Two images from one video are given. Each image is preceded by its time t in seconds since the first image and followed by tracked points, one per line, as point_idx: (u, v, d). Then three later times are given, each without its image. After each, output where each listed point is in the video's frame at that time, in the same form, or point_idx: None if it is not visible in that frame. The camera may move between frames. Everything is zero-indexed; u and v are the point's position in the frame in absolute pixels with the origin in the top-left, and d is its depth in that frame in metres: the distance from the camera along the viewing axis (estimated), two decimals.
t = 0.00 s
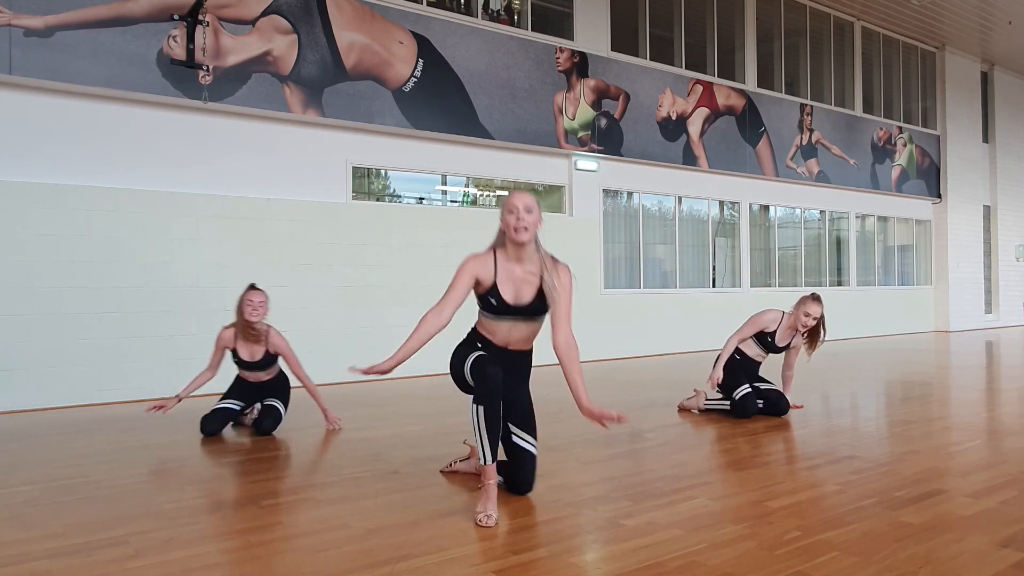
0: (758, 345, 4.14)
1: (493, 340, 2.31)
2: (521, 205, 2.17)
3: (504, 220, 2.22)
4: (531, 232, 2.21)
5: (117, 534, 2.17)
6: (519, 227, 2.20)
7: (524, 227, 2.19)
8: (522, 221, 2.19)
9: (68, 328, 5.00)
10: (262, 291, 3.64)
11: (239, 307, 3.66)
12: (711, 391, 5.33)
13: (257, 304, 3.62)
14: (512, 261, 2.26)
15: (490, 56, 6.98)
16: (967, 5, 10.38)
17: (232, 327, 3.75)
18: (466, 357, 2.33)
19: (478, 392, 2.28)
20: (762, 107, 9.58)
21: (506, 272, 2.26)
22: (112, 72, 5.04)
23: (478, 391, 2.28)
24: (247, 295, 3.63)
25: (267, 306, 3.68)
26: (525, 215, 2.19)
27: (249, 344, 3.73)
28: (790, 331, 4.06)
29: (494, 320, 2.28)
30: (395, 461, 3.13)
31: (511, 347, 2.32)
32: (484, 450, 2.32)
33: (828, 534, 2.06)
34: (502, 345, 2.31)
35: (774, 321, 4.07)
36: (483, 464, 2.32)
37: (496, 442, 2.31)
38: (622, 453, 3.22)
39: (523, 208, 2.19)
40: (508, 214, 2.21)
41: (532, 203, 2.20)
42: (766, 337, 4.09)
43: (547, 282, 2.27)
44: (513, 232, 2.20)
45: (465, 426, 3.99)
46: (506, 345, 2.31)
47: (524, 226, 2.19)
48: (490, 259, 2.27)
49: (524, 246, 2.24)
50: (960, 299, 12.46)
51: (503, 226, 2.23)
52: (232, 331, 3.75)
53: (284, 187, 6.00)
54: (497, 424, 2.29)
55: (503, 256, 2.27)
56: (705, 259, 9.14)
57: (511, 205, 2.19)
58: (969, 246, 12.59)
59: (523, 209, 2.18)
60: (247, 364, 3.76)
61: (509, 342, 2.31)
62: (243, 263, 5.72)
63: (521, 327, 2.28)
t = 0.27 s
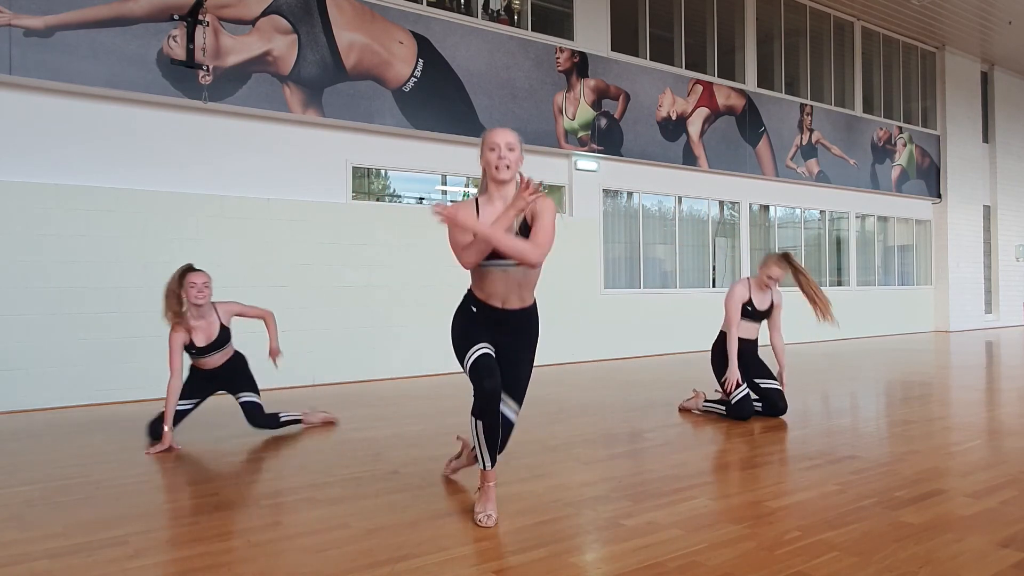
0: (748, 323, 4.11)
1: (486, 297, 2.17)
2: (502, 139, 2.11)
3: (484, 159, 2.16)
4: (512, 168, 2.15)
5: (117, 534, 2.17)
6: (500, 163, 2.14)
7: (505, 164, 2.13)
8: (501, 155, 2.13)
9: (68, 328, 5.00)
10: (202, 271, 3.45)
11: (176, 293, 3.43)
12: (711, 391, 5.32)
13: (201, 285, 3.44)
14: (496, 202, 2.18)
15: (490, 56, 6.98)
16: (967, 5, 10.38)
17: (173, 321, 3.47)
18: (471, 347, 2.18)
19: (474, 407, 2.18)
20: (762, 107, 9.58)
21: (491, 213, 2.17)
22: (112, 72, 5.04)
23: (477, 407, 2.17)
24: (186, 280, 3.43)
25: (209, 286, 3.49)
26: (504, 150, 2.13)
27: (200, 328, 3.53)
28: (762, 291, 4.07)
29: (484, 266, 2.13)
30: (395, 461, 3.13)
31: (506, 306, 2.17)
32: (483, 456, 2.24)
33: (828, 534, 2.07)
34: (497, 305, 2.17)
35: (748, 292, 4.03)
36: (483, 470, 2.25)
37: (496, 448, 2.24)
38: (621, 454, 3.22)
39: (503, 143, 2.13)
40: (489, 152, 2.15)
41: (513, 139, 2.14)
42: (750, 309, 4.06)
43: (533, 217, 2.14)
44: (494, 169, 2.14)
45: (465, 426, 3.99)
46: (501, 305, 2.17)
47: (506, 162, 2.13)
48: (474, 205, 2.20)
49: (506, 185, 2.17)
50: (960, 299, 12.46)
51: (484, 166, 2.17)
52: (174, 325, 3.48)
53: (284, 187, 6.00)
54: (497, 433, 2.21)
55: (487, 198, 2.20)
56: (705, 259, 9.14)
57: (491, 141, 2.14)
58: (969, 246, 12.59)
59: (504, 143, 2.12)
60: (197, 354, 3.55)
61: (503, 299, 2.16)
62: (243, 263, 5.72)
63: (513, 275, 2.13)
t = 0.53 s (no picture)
0: (744, 308, 4.15)
1: (482, 262, 2.12)
2: (503, 104, 2.12)
3: (485, 125, 2.16)
4: (514, 134, 2.16)
5: (117, 534, 2.17)
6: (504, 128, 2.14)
7: (506, 129, 2.14)
8: (504, 120, 2.13)
9: (68, 328, 5.00)
10: (192, 279, 3.36)
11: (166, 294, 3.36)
12: (711, 391, 5.32)
13: (190, 291, 3.35)
14: (496, 167, 2.19)
15: (490, 56, 6.98)
16: (967, 5, 10.38)
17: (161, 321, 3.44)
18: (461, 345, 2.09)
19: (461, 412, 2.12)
20: (762, 107, 9.58)
21: (491, 178, 2.17)
22: (112, 72, 5.04)
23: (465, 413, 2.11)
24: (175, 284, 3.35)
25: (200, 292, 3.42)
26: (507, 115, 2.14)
27: (188, 333, 3.44)
28: (743, 270, 4.13)
29: (483, 229, 2.12)
30: (395, 461, 3.13)
31: (501, 272, 2.12)
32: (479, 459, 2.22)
33: (829, 534, 2.07)
34: (491, 271, 2.12)
35: (732, 276, 4.07)
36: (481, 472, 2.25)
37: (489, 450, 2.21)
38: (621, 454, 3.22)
39: (505, 109, 2.13)
40: (490, 118, 2.16)
41: (516, 105, 2.15)
42: (740, 292, 4.09)
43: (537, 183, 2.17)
44: (495, 134, 2.14)
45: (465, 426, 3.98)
46: (498, 270, 2.12)
47: (507, 127, 2.14)
48: (473, 171, 2.20)
49: (508, 151, 2.18)
50: (960, 299, 12.46)
51: (485, 132, 2.17)
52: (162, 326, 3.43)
53: (284, 187, 6.00)
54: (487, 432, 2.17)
55: (488, 164, 2.20)
56: (705, 259, 9.15)
57: (492, 107, 2.14)
58: (969, 246, 12.59)
59: (505, 108, 2.13)
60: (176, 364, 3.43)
61: (500, 265, 2.12)
62: (243, 263, 5.72)
63: (513, 238, 2.11)
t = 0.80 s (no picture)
0: (734, 322, 4.15)
1: (491, 255, 2.12)
2: (505, 97, 2.11)
3: (488, 118, 2.16)
4: (517, 125, 2.15)
5: (117, 533, 2.17)
6: (506, 121, 2.14)
7: (509, 121, 2.14)
8: (505, 113, 2.13)
9: (68, 328, 5.00)
10: (189, 297, 3.32)
11: (162, 308, 3.33)
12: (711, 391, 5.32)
13: (186, 309, 3.33)
14: (501, 160, 2.19)
15: (490, 56, 6.98)
16: (967, 5, 10.38)
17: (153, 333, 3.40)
18: (468, 345, 2.10)
19: (464, 413, 2.12)
20: (762, 107, 9.58)
21: (496, 171, 2.17)
22: (112, 72, 5.04)
23: (466, 414, 2.11)
24: (172, 301, 3.30)
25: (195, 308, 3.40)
26: (509, 107, 2.13)
27: (179, 343, 3.44)
28: (735, 286, 4.16)
29: (490, 222, 2.12)
30: (395, 461, 3.13)
31: (511, 266, 2.10)
32: (479, 459, 2.21)
33: (829, 535, 2.07)
34: (502, 265, 2.11)
35: (718, 289, 4.13)
36: (481, 471, 2.24)
37: (490, 450, 2.20)
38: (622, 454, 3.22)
39: (509, 101, 2.13)
40: (493, 112, 2.15)
41: (518, 96, 2.14)
42: (727, 306, 4.11)
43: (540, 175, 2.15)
44: (498, 127, 2.15)
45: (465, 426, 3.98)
46: (508, 264, 2.10)
47: (510, 119, 2.14)
48: (479, 164, 2.21)
49: (512, 144, 2.17)
50: (960, 300, 12.46)
51: (488, 126, 2.17)
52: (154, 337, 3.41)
53: (284, 187, 6.00)
54: (490, 433, 2.17)
55: (493, 158, 2.20)
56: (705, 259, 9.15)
57: (494, 99, 2.14)
58: (969, 247, 12.59)
59: (507, 100, 2.13)
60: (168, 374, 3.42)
61: (510, 258, 2.10)
62: (242, 263, 5.72)
63: (520, 229, 2.11)
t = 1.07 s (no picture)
0: (729, 330, 4.16)
1: (493, 251, 2.12)
2: (507, 92, 2.12)
3: (489, 114, 2.17)
4: (517, 121, 2.16)
5: (117, 533, 2.17)
6: (507, 116, 2.15)
7: (510, 116, 2.15)
8: (506, 108, 2.14)
9: (68, 328, 5.00)
10: (181, 295, 3.31)
11: (157, 307, 3.35)
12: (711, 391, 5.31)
13: (179, 307, 3.33)
14: (502, 156, 2.19)
15: (490, 56, 6.98)
16: (967, 5, 10.38)
17: (151, 332, 3.43)
18: (468, 342, 2.10)
19: (463, 411, 2.12)
20: (762, 107, 9.58)
21: (496, 167, 2.18)
22: (112, 72, 5.04)
23: (466, 413, 2.11)
24: (165, 300, 3.31)
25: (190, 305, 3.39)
26: (510, 102, 2.14)
27: (176, 342, 3.45)
28: (729, 295, 4.14)
29: (491, 218, 2.12)
30: (394, 461, 3.13)
31: (512, 262, 2.10)
32: (478, 458, 2.21)
33: (828, 534, 2.06)
34: (502, 261, 2.10)
35: (710, 297, 4.14)
36: (481, 470, 2.24)
37: (490, 449, 2.20)
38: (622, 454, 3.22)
39: (509, 97, 2.13)
40: (494, 107, 2.16)
41: (520, 91, 2.15)
42: (717, 314, 4.13)
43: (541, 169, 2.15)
44: (499, 122, 2.15)
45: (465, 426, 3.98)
46: (509, 260, 2.10)
47: (510, 114, 2.15)
48: (480, 161, 2.22)
49: (513, 139, 2.17)
50: (960, 300, 12.46)
51: (489, 121, 2.18)
52: (152, 336, 3.43)
53: (284, 186, 5.99)
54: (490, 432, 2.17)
55: (494, 154, 2.21)
56: (705, 259, 9.15)
57: (495, 95, 2.14)
58: (969, 247, 12.59)
59: (508, 95, 2.13)
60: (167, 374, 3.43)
61: (511, 254, 2.10)
62: (242, 263, 5.72)
63: (521, 225, 2.10)
